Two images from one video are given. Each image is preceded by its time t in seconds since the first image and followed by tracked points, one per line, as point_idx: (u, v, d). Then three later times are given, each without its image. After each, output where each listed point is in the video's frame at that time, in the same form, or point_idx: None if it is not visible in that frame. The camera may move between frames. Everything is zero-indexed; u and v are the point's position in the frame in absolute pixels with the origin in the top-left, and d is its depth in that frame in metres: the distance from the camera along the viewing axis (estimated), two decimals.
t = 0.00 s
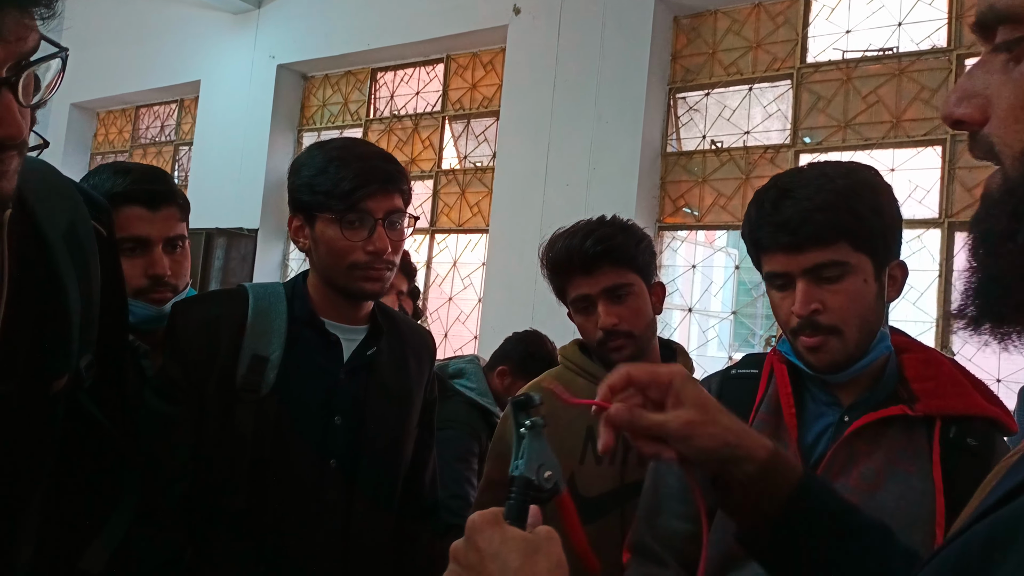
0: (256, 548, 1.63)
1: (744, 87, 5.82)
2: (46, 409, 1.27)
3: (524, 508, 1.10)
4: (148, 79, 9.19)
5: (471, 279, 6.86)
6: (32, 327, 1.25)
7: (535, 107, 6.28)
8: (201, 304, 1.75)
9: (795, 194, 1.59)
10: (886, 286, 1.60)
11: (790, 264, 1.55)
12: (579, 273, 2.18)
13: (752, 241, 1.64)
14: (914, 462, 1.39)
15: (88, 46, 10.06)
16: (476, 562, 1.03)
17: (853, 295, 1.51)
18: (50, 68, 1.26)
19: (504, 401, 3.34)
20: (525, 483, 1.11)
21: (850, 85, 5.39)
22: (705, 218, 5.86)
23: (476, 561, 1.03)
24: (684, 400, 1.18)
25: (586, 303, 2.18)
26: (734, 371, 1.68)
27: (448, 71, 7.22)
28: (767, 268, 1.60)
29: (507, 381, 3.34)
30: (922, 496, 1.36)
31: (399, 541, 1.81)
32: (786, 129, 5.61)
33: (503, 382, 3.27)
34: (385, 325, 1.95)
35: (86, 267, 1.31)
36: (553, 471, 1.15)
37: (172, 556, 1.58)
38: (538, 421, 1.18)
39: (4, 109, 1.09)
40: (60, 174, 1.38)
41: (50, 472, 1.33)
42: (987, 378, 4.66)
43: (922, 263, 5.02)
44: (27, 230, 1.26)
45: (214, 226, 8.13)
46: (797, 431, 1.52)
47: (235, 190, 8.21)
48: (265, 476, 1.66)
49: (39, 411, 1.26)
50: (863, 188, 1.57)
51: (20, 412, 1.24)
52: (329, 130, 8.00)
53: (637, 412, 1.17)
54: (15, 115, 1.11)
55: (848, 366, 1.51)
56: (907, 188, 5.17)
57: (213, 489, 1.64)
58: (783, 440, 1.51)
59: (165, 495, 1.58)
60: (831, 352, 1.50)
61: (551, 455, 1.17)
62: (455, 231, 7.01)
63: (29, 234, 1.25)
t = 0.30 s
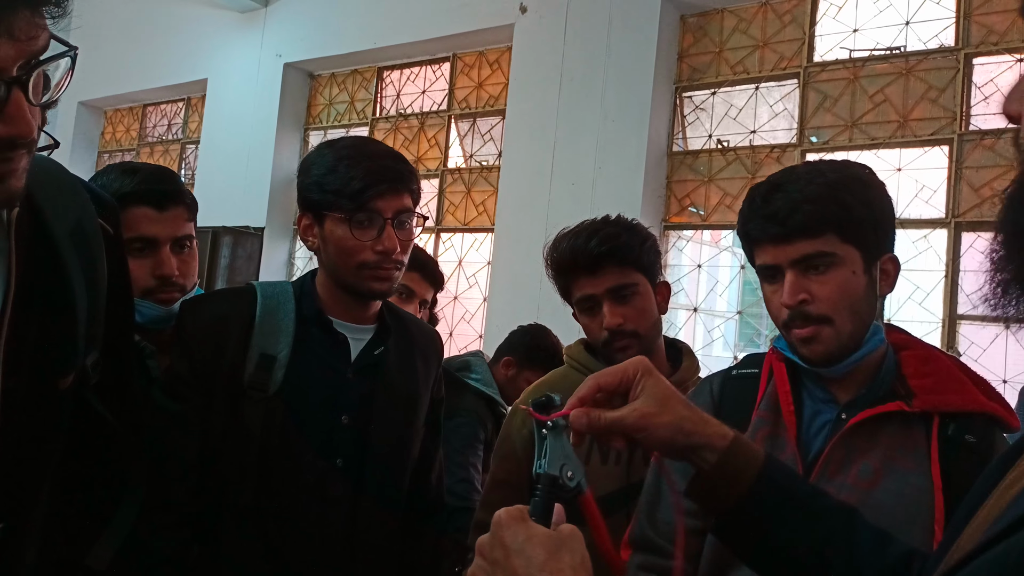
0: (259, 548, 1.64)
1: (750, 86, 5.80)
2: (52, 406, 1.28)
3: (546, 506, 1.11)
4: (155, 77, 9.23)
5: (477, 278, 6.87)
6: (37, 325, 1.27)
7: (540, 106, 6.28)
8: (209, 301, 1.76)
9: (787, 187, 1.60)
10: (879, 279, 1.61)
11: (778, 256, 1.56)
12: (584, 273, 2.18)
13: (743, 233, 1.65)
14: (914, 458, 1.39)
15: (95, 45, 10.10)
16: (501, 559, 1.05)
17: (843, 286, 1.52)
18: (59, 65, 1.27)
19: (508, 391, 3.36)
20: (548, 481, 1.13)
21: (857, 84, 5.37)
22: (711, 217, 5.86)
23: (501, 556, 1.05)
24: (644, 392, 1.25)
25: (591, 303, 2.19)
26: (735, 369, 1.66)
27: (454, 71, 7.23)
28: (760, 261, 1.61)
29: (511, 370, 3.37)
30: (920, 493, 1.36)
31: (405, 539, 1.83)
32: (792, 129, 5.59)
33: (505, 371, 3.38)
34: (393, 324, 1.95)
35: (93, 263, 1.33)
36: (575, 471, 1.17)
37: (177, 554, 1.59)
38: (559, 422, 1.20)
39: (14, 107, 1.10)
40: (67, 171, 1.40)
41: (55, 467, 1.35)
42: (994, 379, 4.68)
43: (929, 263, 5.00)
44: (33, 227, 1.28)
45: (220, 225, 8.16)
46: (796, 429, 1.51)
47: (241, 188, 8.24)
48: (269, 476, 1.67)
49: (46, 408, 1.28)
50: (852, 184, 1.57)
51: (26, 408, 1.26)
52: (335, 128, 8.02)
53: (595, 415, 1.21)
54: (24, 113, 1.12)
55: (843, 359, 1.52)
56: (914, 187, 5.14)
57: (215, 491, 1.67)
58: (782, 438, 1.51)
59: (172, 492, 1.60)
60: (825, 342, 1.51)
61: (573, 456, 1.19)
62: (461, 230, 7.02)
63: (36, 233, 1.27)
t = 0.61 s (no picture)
0: (260, 551, 1.64)
1: (750, 87, 5.80)
2: (52, 409, 1.29)
3: (546, 500, 1.11)
4: (156, 79, 9.23)
5: (477, 279, 6.87)
6: (36, 328, 1.27)
7: (540, 107, 6.29)
8: (209, 304, 1.76)
9: (772, 185, 1.59)
10: (866, 276, 1.61)
11: (764, 253, 1.56)
12: (583, 274, 2.18)
13: (729, 232, 1.65)
14: (908, 459, 1.39)
15: (96, 47, 10.11)
16: (498, 552, 1.05)
17: (829, 281, 1.52)
18: (61, 68, 1.27)
19: (503, 377, 3.46)
20: (554, 474, 1.11)
21: (857, 85, 5.36)
22: (711, 218, 5.86)
23: (498, 550, 1.05)
24: (638, 403, 1.26)
25: (590, 304, 2.19)
26: (727, 372, 1.65)
27: (454, 72, 7.23)
28: (747, 260, 1.60)
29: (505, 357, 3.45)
30: (917, 493, 1.35)
31: (408, 541, 1.83)
32: (792, 130, 5.60)
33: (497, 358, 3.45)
34: (394, 326, 1.95)
35: (92, 264, 1.33)
36: (580, 466, 1.15)
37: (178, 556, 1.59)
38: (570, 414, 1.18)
39: (15, 108, 1.10)
40: (67, 173, 1.40)
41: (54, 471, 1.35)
42: (995, 379, 4.68)
43: (930, 263, 5.00)
44: (32, 229, 1.28)
45: (221, 227, 8.16)
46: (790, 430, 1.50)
47: (242, 190, 8.24)
48: (271, 477, 1.67)
49: (45, 410, 1.28)
50: (837, 180, 1.57)
51: (26, 410, 1.26)
52: (335, 130, 8.02)
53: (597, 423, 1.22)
54: (26, 115, 1.12)
55: (830, 353, 1.52)
56: (914, 188, 5.14)
57: (215, 494, 1.66)
58: (776, 440, 1.49)
59: (173, 494, 1.61)
60: (809, 335, 1.51)
61: (579, 449, 1.17)
62: (461, 231, 7.02)
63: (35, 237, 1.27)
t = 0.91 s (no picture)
0: (259, 551, 1.64)
1: (749, 86, 5.80)
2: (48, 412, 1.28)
3: (538, 504, 1.10)
4: (153, 80, 9.22)
5: (475, 279, 6.86)
6: (32, 328, 1.26)
7: (539, 106, 6.28)
8: (207, 305, 1.76)
9: (801, 175, 1.57)
10: (886, 279, 1.58)
11: (787, 245, 1.54)
12: (579, 273, 2.18)
13: (752, 221, 1.63)
14: (903, 463, 1.38)
15: (94, 47, 10.10)
16: (491, 558, 1.05)
17: (850, 280, 1.50)
18: (55, 68, 1.27)
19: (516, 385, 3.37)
20: (544, 477, 1.10)
21: (855, 84, 5.36)
22: (709, 217, 5.86)
23: (491, 556, 1.05)
24: (650, 381, 1.16)
25: (586, 304, 2.19)
26: (730, 365, 1.67)
27: (452, 72, 7.23)
28: (767, 250, 1.59)
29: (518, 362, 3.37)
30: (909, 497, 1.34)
31: (407, 542, 1.82)
32: (791, 129, 5.60)
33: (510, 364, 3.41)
34: (395, 328, 1.95)
35: (86, 265, 1.32)
36: (569, 466, 1.14)
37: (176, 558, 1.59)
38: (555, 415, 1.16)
39: (11, 104, 1.09)
40: (64, 176, 1.40)
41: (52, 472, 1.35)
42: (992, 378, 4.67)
43: (927, 262, 5.00)
44: (28, 230, 1.28)
45: (219, 227, 8.15)
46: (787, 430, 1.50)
47: (240, 191, 8.23)
48: (269, 478, 1.67)
49: (42, 413, 1.28)
50: (868, 178, 1.56)
51: (23, 412, 1.26)
52: (333, 130, 8.02)
53: (605, 396, 1.13)
54: (21, 112, 1.11)
55: (843, 352, 1.50)
56: (912, 187, 5.15)
57: (214, 497, 1.66)
58: (772, 438, 1.50)
59: (171, 495, 1.61)
60: (825, 332, 1.50)
61: (566, 450, 1.16)
62: (460, 231, 7.02)
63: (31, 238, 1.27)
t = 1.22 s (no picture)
0: (256, 554, 1.64)
1: (748, 89, 5.80)
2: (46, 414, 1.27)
3: (531, 510, 1.09)
4: (153, 82, 9.23)
5: (474, 281, 6.86)
6: (33, 329, 1.26)
7: (539, 109, 6.29)
8: (206, 306, 1.76)
9: (844, 171, 1.53)
10: (915, 289, 1.52)
11: (822, 240, 1.49)
12: (575, 275, 2.18)
13: (788, 213, 1.58)
14: (902, 470, 1.36)
15: (93, 49, 10.10)
16: (483, 565, 1.05)
17: (883, 286, 1.45)
18: (60, 68, 1.27)
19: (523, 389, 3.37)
20: (537, 482, 1.10)
21: (854, 87, 5.37)
22: (708, 221, 5.87)
23: (483, 563, 1.05)
24: (647, 381, 1.16)
25: (583, 307, 2.18)
26: (744, 363, 1.69)
27: (451, 74, 7.23)
28: (799, 244, 1.54)
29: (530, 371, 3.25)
30: (904, 505, 1.33)
31: (406, 544, 1.82)
32: (790, 132, 5.60)
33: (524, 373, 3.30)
34: (394, 332, 1.94)
35: (87, 268, 1.32)
36: (565, 468, 1.15)
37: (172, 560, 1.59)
38: (548, 420, 1.18)
39: (17, 106, 1.10)
40: (65, 178, 1.39)
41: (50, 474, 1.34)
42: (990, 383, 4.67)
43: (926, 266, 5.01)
44: (31, 232, 1.27)
45: (218, 229, 8.15)
46: (790, 432, 1.52)
47: (239, 193, 8.23)
48: (266, 480, 1.67)
49: (41, 415, 1.27)
50: (912, 182, 1.51)
51: (24, 413, 1.25)
52: (333, 132, 8.02)
53: (601, 397, 1.12)
54: (27, 113, 1.11)
55: (865, 359, 1.47)
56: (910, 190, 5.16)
57: (210, 500, 1.65)
58: (775, 439, 1.52)
59: (167, 497, 1.60)
60: (848, 337, 1.46)
61: (561, 453, 1.16)
62: (459, 234, 7.02)
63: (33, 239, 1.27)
